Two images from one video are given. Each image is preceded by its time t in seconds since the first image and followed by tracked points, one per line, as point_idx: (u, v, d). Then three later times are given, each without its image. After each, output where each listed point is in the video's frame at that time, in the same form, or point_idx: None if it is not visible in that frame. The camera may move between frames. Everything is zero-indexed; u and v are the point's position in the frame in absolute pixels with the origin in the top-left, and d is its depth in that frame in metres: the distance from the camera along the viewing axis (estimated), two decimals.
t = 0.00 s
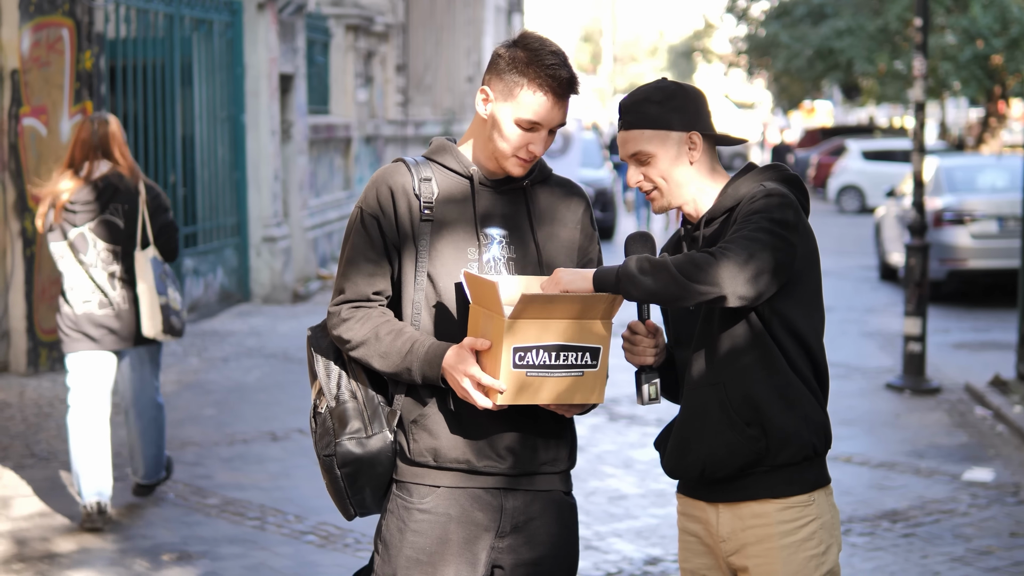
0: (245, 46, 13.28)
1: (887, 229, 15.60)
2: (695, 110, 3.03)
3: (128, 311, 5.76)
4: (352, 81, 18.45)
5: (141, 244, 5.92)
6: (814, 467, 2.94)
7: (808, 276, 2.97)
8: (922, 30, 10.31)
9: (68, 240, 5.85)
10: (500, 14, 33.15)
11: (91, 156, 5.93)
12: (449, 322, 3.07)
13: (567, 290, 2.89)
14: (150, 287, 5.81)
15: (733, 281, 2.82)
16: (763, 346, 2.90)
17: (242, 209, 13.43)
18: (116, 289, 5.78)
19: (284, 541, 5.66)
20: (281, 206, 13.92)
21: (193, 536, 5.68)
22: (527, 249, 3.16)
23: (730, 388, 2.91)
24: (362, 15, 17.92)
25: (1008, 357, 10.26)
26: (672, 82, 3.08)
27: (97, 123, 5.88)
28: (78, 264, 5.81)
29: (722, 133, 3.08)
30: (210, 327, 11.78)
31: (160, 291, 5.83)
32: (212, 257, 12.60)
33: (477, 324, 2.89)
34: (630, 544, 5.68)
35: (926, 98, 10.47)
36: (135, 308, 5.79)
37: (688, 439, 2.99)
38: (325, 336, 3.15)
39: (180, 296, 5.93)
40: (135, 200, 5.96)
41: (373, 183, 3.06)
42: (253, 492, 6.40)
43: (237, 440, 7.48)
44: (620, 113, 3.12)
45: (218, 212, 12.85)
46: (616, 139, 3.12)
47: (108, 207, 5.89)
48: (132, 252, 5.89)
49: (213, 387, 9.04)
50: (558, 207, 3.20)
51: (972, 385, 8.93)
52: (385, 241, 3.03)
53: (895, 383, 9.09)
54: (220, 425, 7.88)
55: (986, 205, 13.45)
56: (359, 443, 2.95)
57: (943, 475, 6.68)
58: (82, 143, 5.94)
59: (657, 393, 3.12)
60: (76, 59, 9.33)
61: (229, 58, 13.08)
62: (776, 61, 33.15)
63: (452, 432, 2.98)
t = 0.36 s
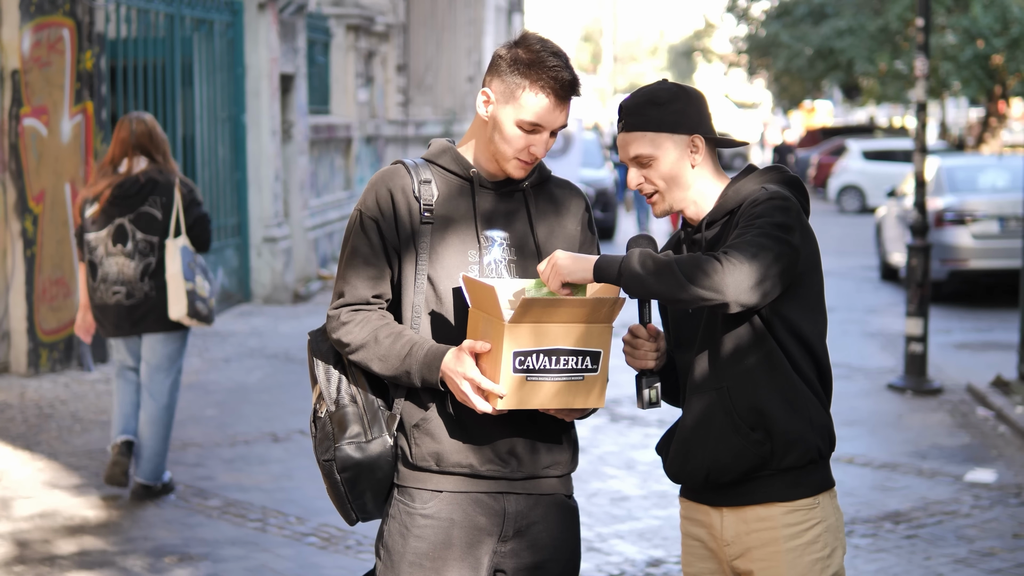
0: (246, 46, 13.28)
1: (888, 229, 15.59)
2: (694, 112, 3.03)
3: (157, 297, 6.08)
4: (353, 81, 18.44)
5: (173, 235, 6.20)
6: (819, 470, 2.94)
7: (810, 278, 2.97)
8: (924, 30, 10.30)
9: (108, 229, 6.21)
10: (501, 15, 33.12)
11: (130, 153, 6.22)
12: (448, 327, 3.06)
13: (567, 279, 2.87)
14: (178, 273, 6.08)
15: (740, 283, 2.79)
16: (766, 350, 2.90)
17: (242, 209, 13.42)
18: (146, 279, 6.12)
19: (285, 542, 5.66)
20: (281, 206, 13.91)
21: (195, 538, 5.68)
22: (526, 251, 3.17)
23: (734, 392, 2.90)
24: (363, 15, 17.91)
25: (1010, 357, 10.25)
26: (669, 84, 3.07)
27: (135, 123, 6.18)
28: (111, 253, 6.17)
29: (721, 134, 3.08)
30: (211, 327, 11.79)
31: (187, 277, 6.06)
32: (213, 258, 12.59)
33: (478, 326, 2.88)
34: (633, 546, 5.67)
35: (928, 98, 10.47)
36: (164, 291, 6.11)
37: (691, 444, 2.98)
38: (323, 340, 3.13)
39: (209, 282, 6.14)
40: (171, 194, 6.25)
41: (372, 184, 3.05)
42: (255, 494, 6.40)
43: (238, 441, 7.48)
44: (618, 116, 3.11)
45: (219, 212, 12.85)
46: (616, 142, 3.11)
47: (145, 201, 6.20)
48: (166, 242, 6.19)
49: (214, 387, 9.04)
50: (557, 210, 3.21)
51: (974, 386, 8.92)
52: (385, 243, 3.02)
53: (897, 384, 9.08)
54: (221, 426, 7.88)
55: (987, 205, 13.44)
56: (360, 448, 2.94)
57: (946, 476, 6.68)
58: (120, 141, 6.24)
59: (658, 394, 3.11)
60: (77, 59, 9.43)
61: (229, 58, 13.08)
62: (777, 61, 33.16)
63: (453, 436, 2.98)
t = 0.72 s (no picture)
0: (239, 46, 13.24)
1: (882, 228, 15.59)
2: (680, 113, 3.02)
3: (183, 290, 6.61)
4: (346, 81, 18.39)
5: (192, 231, 6.72)
6: (818, 471, 2.93)
7: (805, 277, 2.95)
8: (919, 29, 10.28)
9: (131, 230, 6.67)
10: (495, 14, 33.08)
11: (146, 157, 6.73)
12: (443, 329, 3.05)
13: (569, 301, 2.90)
14: (203, 266, 6.62)
15: (735, 284, 2.77)
16: (763, 352, 2.88)
17: (235, 209, 13.38)
18: (165, 276, 6.62)
19: (278, 543, 5.64)
20: (275, 206, 13.88)
21: (188, 539, 5.65)
22: (519, 251, 3.15)
23: (733, 395, 2.88)
24: (356, 14, 17.88)
25: (1005, 356, 10.25)
26: (652, 88, 3.04)
27: (150, 126, 6.70)
28: (131, 252, 6.64)
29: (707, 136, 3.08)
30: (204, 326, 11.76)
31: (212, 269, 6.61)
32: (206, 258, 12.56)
33: (471, 330, 2.87)
34: (627, 547, 5.65)
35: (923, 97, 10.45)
36: (187, 287, 6.64)
37: (688, 450, 2.95)
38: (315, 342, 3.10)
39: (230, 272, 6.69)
40: (186, 193, 6.77)
41: (364, 185, 3.02)
42: (248, 494, 6.37)
43: (231, 442, 7.45)
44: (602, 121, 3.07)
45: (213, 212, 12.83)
46: (600, 149, 3.07)
47: (163, 201, 6.69)
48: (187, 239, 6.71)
49: (207, 388, 9.01)
50: (551, 211, 3.20)
51: (969, 386, 8.92)
52: (378, 244, 3.00)
53: (892, 384, 9.07)
54: (214, 426, 7.85)
55: (981, 205, 13.44)
56: (353, 450, 2.92)
57: (941, 476, 6.67)
58: (135, 146, 6.72)
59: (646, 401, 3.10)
60: (70, 58, 9.37)
61: (222, 57, 13.04)
62: (771, 59, 33.18)
63: (448, 439, 2.96)
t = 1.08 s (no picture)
0: (225, 45, 13.18)
1: (869, 228, 15.61)
2: (663, 111, 2.98)
3: (184, 280, 7.00)
4: (333, 80, 18.34)
5: (196, 225, 7.16)
6: (805, 471, 2.91)
7: (791, 274, 2.92)
8: (906, 28, 10.28)
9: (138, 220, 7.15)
10: (482, 12, 33.04)
11: (156, 151, 7.21)
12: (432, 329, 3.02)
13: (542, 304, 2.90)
14: (203, 262, 6.99)
15: (704, 283, 2.77)
16: (746, 351, 2.85)
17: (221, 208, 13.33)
18: (171, 263, 7.03)
19: (263, 545, 5.60)
20: (262, 205, 13.82)
21: (172, 540, 5.61)
22: (502, 252, 3.12)
23: (716, 392, 2.85)
24: (342, 14, 17.85)
25: (992, 355, 10.27)
26: (638, 85, 3.02)
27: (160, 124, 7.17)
28: (141, 241, 7.12)
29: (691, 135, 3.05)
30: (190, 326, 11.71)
31: (211, 265, 6.98)
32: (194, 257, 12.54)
33: (456, 330, 2.83)
34: (614, 547, 5.63)
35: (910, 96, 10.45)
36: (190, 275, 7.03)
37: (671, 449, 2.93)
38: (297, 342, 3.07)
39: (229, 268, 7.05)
40: (191, 189, 7.20)
41: (346, 184, 2.99)
42: (233, 495, 6.33)
43: (216, 441, 7.41)
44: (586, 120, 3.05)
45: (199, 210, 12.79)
46: (585, 149, 3.05)
47: (167, 195, 7.13)
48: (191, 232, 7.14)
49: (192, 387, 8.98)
50: (536, 211, 3.17)
51: (956, 385, 8.92)
52: (361, 245, 2.97)
53: (879, 383, 9.07)
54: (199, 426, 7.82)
55: (968, 204, 13.46)
56: (336, 453, 2.89)
57: (928, 475, 6.66)
58: (148, 140, 7.23)
59: (633, 403, 3.07)
60: (55, 57, 9.34)
61: (208, 56, 12.98)
62: (757, 59, 33.24)
63: (432, 442, 2.93)
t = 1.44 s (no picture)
0: (210, 45, 13.12)
1: (854, 229, 15.65)
2: (661, 112, 2.97)
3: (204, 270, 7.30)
4: (318, 80, 18.29)
5: (218, 216, 7.43)
6: (802, 475, 2.91)
7: (788, 277, 2.92)
8: (893, 28, 10.30)
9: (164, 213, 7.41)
10: (467, 13, 33.02)
11: (182, 149, 7.50)
12: (422, 333, 3.00)
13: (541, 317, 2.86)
14: (220, 251, 7.22)
15: (707, 290, 2.75)
16: (745, 356, 2.85)
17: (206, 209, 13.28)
18: (195, 255, 7.31)
19: (251, 547, 5.57)
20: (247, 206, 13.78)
21: (159, 543, 5.58)
22: (496, 254, 3.10)
23: (713, 396, 2.85)
24: (327, 14, 17.81)
25: (978, 356, 10.30)
26: (636, 85, 3.02)
27: (187, 123, 7.41)
28: (165, 233, 7.37)
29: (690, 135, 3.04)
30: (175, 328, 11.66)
31: (228, 255, 7.20)
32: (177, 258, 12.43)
33: (448, 335, 2.82)
34: (604, 549, 5.62)
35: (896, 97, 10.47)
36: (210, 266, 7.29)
37: (669, 456, 2.92)
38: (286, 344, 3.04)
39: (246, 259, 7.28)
40: (216, 183, 7.48)
41: (336, 185, 2.97)
42: (221, 497, 6.30)
43: (203, 443, 7.37)
44: (586, 117, 3.05)
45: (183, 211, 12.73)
46: (584, 147, 3.05)
47: (192, 190, 7.41)
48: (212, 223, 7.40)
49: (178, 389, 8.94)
50: (528, 214, 3.15)
51: (943, 385, 8.95)
52: (350, 247, 2.95)
53: (866, 384, 9.09)
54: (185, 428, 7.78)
55: (953, 205, 13.50)
56: (324, 457, 2.86)
57: (916, 476, 6.68)
58: (175, 138, 7.50)
59: (629, 408, 3.07)
60: (39, 58, 9.28)
61: (194, 57, 12.92)
62: (742, 59, 33.33)
63: (422, 447, 2.92)
